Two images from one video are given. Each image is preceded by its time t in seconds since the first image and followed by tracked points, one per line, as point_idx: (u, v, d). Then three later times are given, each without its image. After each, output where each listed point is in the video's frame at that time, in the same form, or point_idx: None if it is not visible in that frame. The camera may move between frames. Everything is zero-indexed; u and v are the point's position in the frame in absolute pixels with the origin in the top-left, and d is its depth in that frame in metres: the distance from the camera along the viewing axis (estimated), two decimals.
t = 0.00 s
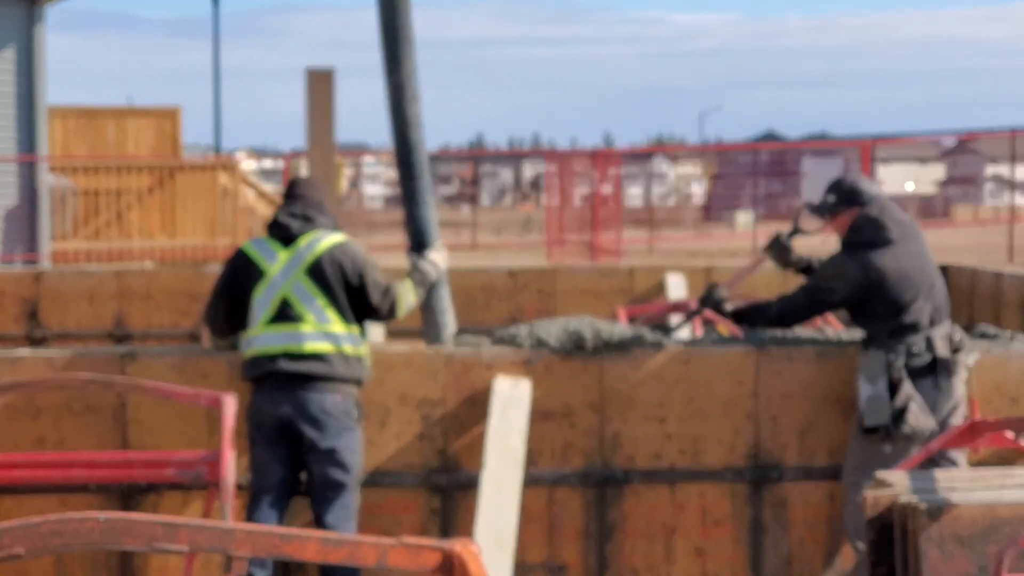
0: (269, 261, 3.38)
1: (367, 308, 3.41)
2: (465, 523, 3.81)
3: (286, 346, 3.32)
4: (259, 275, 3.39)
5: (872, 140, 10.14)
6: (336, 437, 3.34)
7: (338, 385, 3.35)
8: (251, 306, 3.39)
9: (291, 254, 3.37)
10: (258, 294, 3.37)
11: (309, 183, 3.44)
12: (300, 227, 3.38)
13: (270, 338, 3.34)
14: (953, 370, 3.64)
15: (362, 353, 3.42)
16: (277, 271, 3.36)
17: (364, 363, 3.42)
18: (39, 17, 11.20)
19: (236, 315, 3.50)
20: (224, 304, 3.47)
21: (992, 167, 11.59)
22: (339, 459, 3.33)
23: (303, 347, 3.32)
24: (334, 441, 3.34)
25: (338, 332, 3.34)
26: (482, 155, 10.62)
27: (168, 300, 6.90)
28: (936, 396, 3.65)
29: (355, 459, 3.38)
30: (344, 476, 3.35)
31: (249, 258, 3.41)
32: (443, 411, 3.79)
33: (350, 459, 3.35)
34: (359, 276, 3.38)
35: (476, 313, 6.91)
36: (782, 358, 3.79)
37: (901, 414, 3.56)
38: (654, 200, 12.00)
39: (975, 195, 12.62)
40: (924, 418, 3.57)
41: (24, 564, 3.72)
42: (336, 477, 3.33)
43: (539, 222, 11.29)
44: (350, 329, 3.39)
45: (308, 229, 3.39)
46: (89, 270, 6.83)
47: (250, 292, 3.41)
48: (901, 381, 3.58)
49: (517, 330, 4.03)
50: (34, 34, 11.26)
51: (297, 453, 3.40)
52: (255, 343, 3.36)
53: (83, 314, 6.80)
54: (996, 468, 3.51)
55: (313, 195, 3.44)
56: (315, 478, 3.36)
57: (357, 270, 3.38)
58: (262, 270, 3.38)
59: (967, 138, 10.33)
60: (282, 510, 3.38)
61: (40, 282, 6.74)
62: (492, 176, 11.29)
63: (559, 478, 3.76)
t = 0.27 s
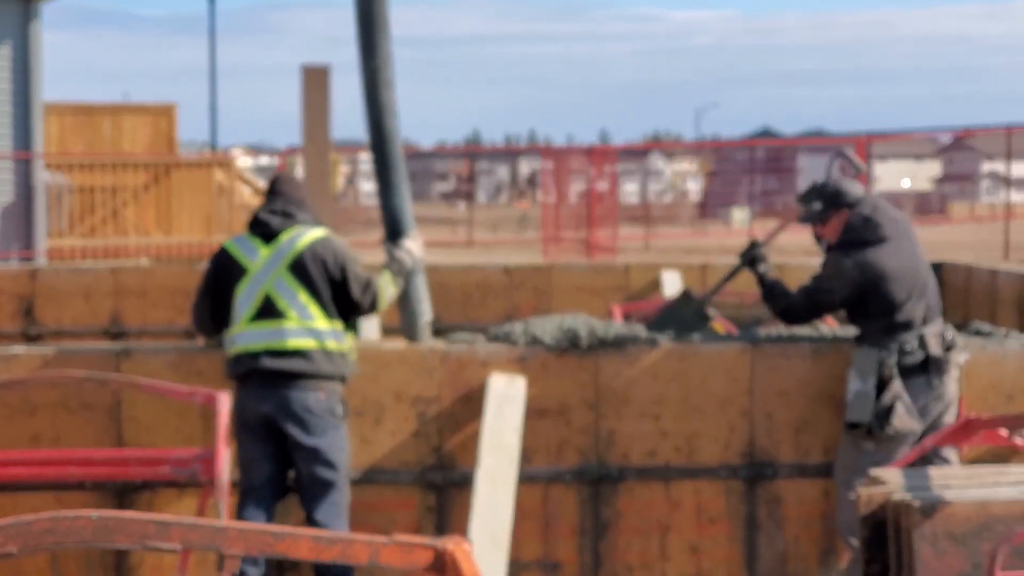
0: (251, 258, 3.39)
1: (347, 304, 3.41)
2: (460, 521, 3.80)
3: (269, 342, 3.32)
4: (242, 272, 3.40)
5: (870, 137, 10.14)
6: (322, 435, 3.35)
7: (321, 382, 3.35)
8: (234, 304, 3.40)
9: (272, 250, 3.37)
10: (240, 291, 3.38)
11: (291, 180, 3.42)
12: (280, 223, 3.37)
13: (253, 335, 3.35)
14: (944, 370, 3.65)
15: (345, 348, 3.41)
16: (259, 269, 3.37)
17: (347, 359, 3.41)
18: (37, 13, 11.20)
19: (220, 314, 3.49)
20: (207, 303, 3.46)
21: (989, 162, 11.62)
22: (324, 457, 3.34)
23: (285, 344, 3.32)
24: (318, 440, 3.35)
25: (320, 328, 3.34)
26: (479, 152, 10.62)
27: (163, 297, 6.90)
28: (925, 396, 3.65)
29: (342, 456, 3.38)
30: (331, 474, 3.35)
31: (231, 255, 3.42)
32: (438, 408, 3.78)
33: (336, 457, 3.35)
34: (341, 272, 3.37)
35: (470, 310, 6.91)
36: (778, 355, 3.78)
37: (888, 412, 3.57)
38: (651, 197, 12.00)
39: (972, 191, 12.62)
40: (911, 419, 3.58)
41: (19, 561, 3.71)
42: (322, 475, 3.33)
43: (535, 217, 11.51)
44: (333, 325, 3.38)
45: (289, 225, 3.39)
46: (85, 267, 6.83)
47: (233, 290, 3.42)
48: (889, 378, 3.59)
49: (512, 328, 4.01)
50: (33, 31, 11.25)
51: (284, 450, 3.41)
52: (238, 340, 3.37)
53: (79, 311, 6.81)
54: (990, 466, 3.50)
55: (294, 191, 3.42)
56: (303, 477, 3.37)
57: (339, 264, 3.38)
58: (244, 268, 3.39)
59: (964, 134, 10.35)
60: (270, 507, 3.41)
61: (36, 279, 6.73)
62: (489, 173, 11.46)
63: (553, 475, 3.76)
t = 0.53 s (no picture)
0: (235, 258, 3.48)
1: (329, 301, 3.51)
2: (459, 515, 3.88)
3: (250, 340, 3.40)
4: (226, 271, 3.49)
5: (863, 138, 10.22)
6: (305, 430, 3.44)
7: (301, 380, 3.43)
8: (219, 301, 3.49)
9: (254, 250, 3.45)
10: (224, 289, 3.47)
11: (278, 180, 3.56)
12: (264, 222, 3.48)
13: (232, 333, 3.44)
14: (938, 367, 3.68)
15: (326, 344, 3.50)
16: (242, 268, 3.45)
17: (327, 355, 3.50)
18: (41, 14, 11.27)
19: (207, 311, 3.60)
20: (199, 297, 3.57)
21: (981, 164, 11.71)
22: (308, 451, 3.43)
23: (266, 341, 3.40)
24: (302, 435, 3.44)
25: (301, 325, 3.42)
26: (476, 152, 10.69)
27: (167, 295, 6.97)
28: (920, 392, 3.72)
29: (327, 449, 3.48)
30: (317, 468, 3.45)
31: (217, 256, 3.52)
32: (438, 404, 3.86)
33: (321, 451, 3.46)
34: (322, 269, 3.47)
35: (471, 308, 7.01)
36: (771, 353, 3.85)
37: (888, 408, 3.63)
38: (647, 196, 12.07)
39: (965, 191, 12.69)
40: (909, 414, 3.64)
41: (26, 554, 3.78)
42: (309, 470, 3.43)
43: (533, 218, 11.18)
44: (313, 322, 3.46)
45: (272, 223, 3.49)
46: (90, 265, 6.90)
47: (219, 287, 3.52)
48: (886, 378, 3.66)
49: (510, 324, 4.07)
50: (34, 32, 11.31)
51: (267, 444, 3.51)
52: (222, 338, 3.46)
53: (85, 309, 6.89)
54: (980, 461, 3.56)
55: (280, 191, 3.55)
56: (289, 472, 3.46)
57: (319, 261, 3.47)
58: (228, 267, 3.48)
59: (957, 135, 10.45)
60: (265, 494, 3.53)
61: (42, 277, 6.81)
62: (488, 174, 11.61)
63: (551, 470, 3.83)
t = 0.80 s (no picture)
0: (224, 258, 3.48)
1: (321, 293, 3.55)
2: (455, 513, 3.87)
3: (244, 336, 3.40)
4: (217, 271, 3.50)
5: (861, 138, 10.22)
6: (296, 426, 3.43)
7: (295, 375, 3.42)
8: (212, 300, 3.49)
9: (243, 248, 3.46)
10: (216, 288, 3.47)
11: (260, 179, 3.55)
12: (250, 221, 3.48)
13: (229, 331, 3.43)
14: (933, 364, 3.69)
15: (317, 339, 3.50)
16: (232, 267, 3.45)
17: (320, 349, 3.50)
18: (39, 12, 11.27)
19: (203, 312, 3.61)
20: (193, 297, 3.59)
21: (979, 163, 11.71)
22: (299, 448, 3.42)
23: (259, 337, 3.39)
24: (294, 431, 3.43)
25: (293, 319, 3.42)
26: (474, 152, 10.69)
27: (165, 292, 6.96)
28: (915, 391, 3.71)
29: (315, 448, 3.47)
30: (306, 465, 3.43)
31: (206, 259, 3.53)
32: (435, 402, 3.85)
33: (310, 448, 3.44)
34: (314, 264, 3.49)
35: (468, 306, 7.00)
36: (768, 351, 3.85)
37: (873, 408, 3.62)
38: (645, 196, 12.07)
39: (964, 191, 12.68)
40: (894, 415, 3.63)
41: (22, 552, 3.77)
42: (297, 467, 3.41)
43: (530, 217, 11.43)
44: (304, 316, 3.46)
45: (258, 221, 3.49)
46: (88, 263, 6.90)
47: (212, 287, 3.52)
48: (877, 377, 3.65)
49: (507, 323, 4.06)
50: (32, 31, 11.32)
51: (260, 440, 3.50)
52: (218, 336, 3.46)
53: (83, 307, 6.89)
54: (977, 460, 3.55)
55: (265, 190, 3.55)
56: (278, 469, 3.43)
57: (310, 254, 3.48)
58: (218, 267, 3.48)
59: (955, 135, 10.44)
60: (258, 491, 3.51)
61: (39, 275, 6.80)
62: (485, 173, 11.56)
63: (548, 469, 3.83)
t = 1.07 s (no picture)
0: (235, 254, 3.48)
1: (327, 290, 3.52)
2: (454, 510, 3.88)
3: (258, 331, 3.39)
4: (226, 267, 3.48)
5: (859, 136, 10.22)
6: (307, 423, 3.43)
7: (312, 371, 3.45)
8: (221, 297, 3.46)
9: (255, 244, 3.46)
10: (226, 284, 3.46)
11: (264, 180, 3.59)
12: (260, 218, 3.50)
13: (243, 326, 3.42)
14: (927, 365, 3.69)
15: (332, 335, 3.52)
16: (244, 263, 3.46)
17: (332, 345, 3.53)
18: (37, 9, 11.25)
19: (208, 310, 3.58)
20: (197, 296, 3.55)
21: (977, 162, 11.71)
22: (309, 447, 3.41)
23: (274, 331, 3.40)
24: (304, 429, 3.43)
25: (308, 315, 3.44)
26: (472, 149, 10.69)
27: (163, 289, 6.96)
28: (907, 389, 3.71)
29: (319, 448, 3.46)
30: (308, 464, 3.43)
31: (217, 256, 3.51)
32: (433, 399, 3.85)
33: (316, 448, 3.44)
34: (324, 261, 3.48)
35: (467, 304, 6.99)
36: (766, 349, 3.85)
37: (874, 399, 3.64)
38: (643, 194, 12.07)
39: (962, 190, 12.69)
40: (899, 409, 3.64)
41: (20, 548, 3.77)
42: (301, 464, 3.40)
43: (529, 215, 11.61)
44: (318, 312, 3.48)
45: (268, 219, 3.51)
46: (86, 260, 6.89)
47: (220, 284, 3.49)
48: (871, 371, 3.67)
49: (506, 319, 4.06)
50: (30, 27, 11.30)
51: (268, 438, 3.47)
52: (227, 332, 3.44)
53: (81, 303, 6.89)
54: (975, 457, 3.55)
55: (270, 190, 3.57)
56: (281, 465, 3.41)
57: (318, 249, 3.48)
58: (229, 264, 3.47)
59: (953, 133, 10.46)
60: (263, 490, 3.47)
61: (37, 272, 6.79)
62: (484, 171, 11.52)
63: (546, 466, 3.83)
